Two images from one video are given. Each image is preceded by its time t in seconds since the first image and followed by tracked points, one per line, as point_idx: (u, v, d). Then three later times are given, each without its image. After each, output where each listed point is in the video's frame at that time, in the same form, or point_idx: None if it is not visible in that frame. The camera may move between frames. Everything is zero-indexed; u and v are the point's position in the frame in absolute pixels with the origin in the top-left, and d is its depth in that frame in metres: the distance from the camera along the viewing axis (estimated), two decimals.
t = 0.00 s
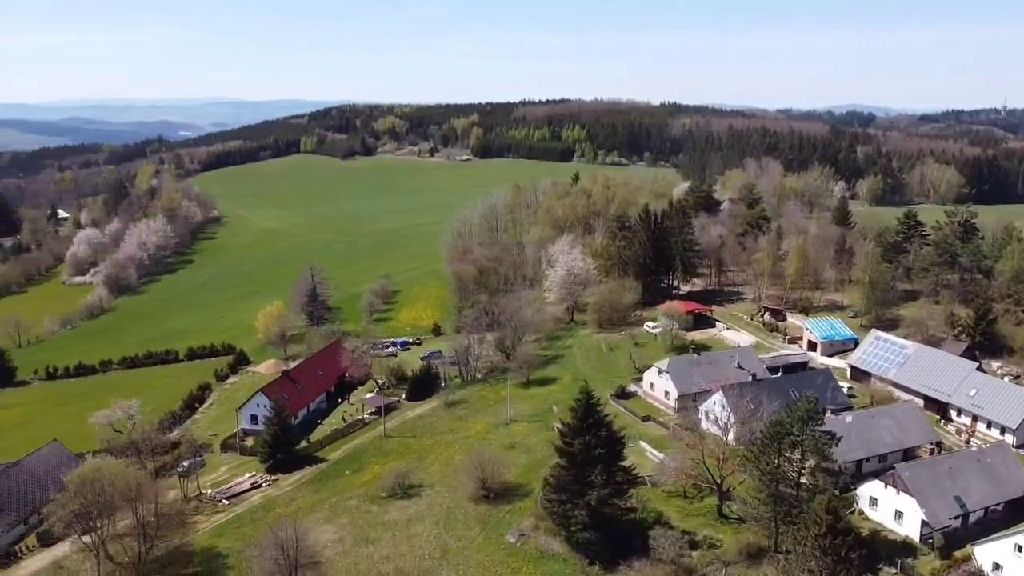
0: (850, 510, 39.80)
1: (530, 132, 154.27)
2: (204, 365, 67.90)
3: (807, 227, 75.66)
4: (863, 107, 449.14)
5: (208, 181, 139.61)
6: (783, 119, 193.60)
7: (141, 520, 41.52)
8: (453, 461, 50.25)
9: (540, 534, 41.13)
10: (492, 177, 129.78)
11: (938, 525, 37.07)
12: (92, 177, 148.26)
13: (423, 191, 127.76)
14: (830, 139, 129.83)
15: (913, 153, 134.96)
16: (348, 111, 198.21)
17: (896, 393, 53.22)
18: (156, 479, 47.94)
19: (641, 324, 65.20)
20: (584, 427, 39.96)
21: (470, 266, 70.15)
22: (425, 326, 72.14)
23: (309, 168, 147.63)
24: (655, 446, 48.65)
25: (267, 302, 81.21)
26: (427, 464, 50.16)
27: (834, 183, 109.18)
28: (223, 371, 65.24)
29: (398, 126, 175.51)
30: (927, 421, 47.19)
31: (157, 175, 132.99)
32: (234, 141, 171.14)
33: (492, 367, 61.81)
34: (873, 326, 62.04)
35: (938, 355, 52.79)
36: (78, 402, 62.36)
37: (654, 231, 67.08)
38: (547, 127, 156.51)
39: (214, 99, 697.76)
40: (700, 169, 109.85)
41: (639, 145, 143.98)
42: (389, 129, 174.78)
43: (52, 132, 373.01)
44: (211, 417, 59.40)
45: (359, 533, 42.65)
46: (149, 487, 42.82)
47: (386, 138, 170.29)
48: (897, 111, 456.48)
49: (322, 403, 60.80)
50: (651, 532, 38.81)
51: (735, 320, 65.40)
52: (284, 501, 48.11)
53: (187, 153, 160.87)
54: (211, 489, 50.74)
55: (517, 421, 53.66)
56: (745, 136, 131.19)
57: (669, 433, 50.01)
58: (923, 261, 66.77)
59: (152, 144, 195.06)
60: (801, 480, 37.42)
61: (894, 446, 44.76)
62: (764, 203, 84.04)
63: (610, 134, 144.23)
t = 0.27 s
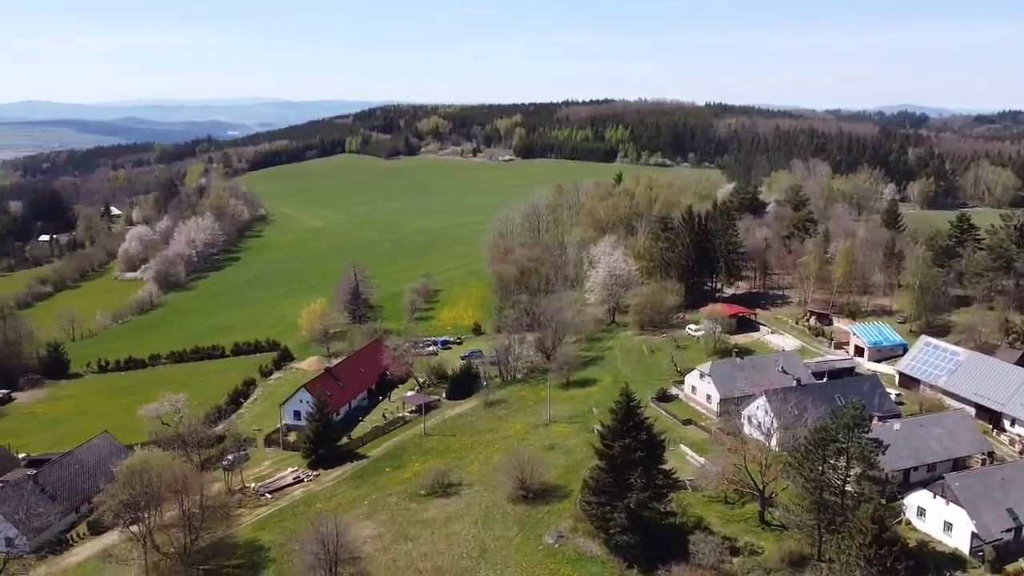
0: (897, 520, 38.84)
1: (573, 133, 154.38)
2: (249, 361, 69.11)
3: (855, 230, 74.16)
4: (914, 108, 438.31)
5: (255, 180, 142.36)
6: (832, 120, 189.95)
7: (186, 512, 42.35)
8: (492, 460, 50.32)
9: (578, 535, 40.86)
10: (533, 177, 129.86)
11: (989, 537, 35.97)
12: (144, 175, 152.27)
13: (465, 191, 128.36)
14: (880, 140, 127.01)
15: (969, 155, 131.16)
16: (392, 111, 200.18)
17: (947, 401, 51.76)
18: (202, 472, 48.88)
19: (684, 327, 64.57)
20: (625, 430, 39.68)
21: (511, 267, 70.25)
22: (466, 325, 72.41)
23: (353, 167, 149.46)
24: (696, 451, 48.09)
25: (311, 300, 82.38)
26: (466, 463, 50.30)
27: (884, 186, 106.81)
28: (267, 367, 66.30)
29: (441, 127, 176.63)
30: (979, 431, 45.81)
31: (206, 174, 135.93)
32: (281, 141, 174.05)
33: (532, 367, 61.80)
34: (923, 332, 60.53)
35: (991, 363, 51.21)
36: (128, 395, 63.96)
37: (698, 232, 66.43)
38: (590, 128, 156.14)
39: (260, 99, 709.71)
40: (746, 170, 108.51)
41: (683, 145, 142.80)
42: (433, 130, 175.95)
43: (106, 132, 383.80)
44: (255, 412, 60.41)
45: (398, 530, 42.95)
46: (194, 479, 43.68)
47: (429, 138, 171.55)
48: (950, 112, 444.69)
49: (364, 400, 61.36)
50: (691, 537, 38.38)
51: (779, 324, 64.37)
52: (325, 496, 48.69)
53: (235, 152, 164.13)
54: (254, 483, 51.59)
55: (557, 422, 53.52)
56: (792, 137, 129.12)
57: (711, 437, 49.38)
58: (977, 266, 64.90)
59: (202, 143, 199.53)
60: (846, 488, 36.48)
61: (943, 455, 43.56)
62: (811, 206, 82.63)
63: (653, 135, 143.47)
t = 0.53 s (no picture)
0: (940, 530, 37.93)
1: (611, 133, 155.14)
2: (287, 357, 70.06)
3: (899, 233, 72.76)
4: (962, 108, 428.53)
5: (296, 178, 144.69)
6: (876, 121, 186.42)
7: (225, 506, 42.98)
8: (526, 461, 50.28)
9: (612, 538, 40.66)
10: (570, 178, 129.74)
11: None
12: (188, 174, 155.39)
13: (501, 191, 128.66)
14: (926, 141, 124.41)
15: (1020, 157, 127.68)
16: (430, 112, 201.58)
17: (993, 409, 50.42)
18: (240, 467, 49.61)
19: (721, 329, 63.90)
20: (659, 432, 39.00)
21: (547, 267, 70.21)
22: (502, 325, 72.53)
23: (391, 167, 150.85)
24: (733, 455, 47.49)
25: (348, 298, 83.26)
26: (500, 463, 50.33)
27: (930, 187, 104.58)
28: (305, 364, 67.12)
29: (479, 127, 177.43)
30: None
31: (248, 173, 138.13)
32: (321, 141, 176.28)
33: (567, 368, 61.71)
34: (968, 338, 59.08)
35: None
36: (169, 389, 65.20)
37: (736, 234, 65.76)
38: (627, 129, 155.53)
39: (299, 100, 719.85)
40: (787, 172, 107.21)
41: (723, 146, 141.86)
42: (470, 130, 176.81)
43: (151, 132, 392.41)
44: (293, 408, 61.18)
45: (432, 528, 43.11)
46: (233, 473, 44.33)
47: (466, 138, 172.30)
48: (999, 113, 433.76)
49: (399, 398, 61.80)
50: (725, 541, 37.80)
51: (819, 327, 63.35)
52: (360, 493, 49.08)
53: (276, 152, 166.63)
54: (291, 478, 52.20)
55: (592, 423, 53.31)
56: (834, 138, 127.14)
57: (748, 441, 48.71)
58: None
59: (244, 143, 203.05)
60: (887, 496, 35.38)
61: (989, 465, 42.47)
62: (853, 208, 81.28)
63: (692, 135, 143.00)
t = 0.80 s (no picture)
0: (991, 542, 36.54)
1: (655, 133, 154.39)
2: (330, 354, 70.94)
3: (952, 237, 70.89)
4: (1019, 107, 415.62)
5: (342, 177, 146.80)
6: (931, 121, 181.81)
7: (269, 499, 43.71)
8: (566, 462, 50.12)
9: (652, 541, 40.30)
10: (613, 178, 129.26)
11: None
12: (237, 172, 158.55)
13: (543, 191, 128.66)
14: (983, 142, 121.01)
15: None
16: (474, 112, 202.59)
17: None
18: (284, 461, 50.34)
19: (766, 333, 62.99)
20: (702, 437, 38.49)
21: (589, 268, 69.97)
22: (543, 326, 72.51)
23: (435, 166, 152.07)
24: (776, 461, 46.68)
25: (390, 296, 83.98)
26: (540, 464, 50.26)
27: (987, 189, 101.73)
28: (347, 361, 67.89)
29: (522, 127, 177.79)
30: None
31: (294, 173, 140.34)
32: (366, 141, 178.46)
33: (609, 369, 61.41)
34: None
35: None
36: (214, 384, 66.49)
37: (783, 237, 64.81)
38: (672, 129, 154.30)
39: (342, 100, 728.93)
40: (836, 174, 105.47)
41: (770, 147, 139.93)
42: (514, 130, 177.31)
43: (200, 132, 401.38)
44: (335, 405, 61.90)
45: (471, 527, 43.22)
46: (276, 468, 45.00)
47: (510, 138, 172.69)
48: None
49: (440, 396, 62.16)
50: (768, 549, 37.22)
51: (867, 333, 61.99)
52: (401, 490, 49.44)
53: (322, 151, 169.06)
54: (333, 474, 52.85)
55: (633, 425, 52.92)
56: (886, 139, 124.53)
57: (792, 447, 47.85)
58: None
59: (292, 142, 206.54)
60: (936, 508, 34.08)
61: None
62: (905, 211, 79.46)
63: (738, 136, 141.52)
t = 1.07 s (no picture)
0: None
1: (700, 134, 152.78)
2: (372, 352, 71.63)
3: (1009, 241, 68.81)
4: None
5: (386, 177, 148.34)
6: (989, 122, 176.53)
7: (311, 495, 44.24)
8: (606, 464, 49.80)
9: (692, 546, 39.52)
10: (656, 179, 128.30)
11: None
12: (284, 172, 161.25)
13: (585, 192, 128.29)
14: None
15: None
16: (518, 112, 202.89)
17: None
18: (326, 457, 50.92)
19: (812, 338, 61.89)
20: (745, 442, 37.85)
21: (631, 269, 69.58)
22: (584, 327, 72.26)
23: (478, 166, 152.73)
24: (821, 468, 45.71)
25: (433, 295, 84.47)
26: (579, 466, 50.03)
27: None
28: (389, 360, 68.47)
29: (566, 127, 177.50)
30: None
31: (340, 172, 142.09)
32: (410, 141, 179.99)
33: (650, 372, 60.98)
34: None
35: None
36: (259, 380, 67.62)
37: (831, 240, 63.68)
38: (717, 130, 152.68)
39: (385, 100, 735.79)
40: (887, 176, 103.23)
41: (818, 148, 137.45)
42: (557, 130, 177.11)
43: (247, 131, 408.90)
44: (377, 403, 62.48)
45: (509, 527, 43.21)
46: (318, 464, 45.51)
47: (553, 138, 172.49)
48: None
49: (481, 396, 62.34)
50: (812, 558, 36.39)
51: (917, 339, 60.43)
52: (441, 489, 49.65)
53: (367, 151, 171.00)
54: (374, 471, 53.30)
55: (674, 429, 52.36)
56: (940, 140, 121.47)
57: (838, 455, 46.81)
58: None
59: (339, 142, 209.26)
60: (989, 521, 32.80)
61: None
62: (959, 214, 77.40)
63: (786, 137, 139.35)
